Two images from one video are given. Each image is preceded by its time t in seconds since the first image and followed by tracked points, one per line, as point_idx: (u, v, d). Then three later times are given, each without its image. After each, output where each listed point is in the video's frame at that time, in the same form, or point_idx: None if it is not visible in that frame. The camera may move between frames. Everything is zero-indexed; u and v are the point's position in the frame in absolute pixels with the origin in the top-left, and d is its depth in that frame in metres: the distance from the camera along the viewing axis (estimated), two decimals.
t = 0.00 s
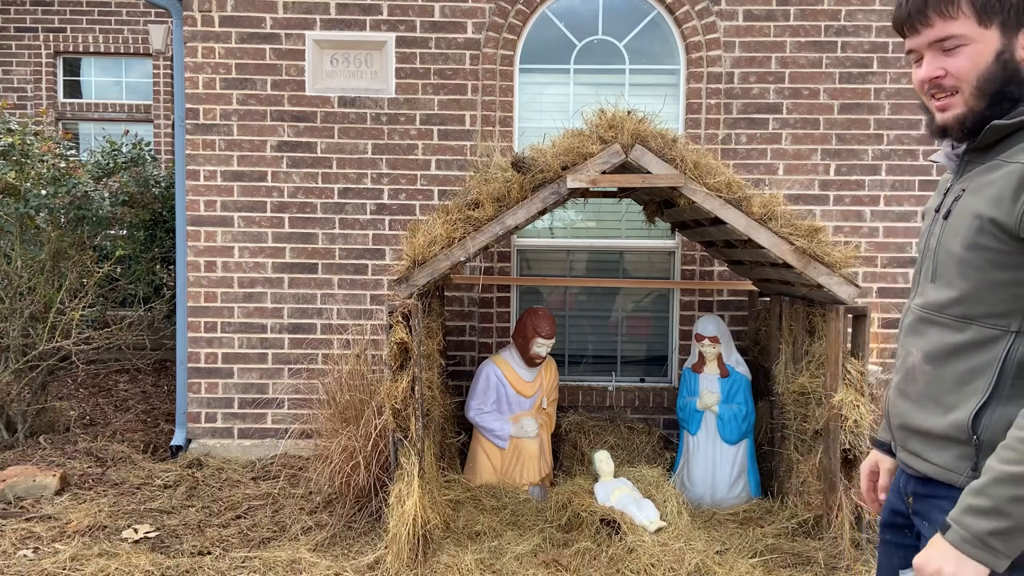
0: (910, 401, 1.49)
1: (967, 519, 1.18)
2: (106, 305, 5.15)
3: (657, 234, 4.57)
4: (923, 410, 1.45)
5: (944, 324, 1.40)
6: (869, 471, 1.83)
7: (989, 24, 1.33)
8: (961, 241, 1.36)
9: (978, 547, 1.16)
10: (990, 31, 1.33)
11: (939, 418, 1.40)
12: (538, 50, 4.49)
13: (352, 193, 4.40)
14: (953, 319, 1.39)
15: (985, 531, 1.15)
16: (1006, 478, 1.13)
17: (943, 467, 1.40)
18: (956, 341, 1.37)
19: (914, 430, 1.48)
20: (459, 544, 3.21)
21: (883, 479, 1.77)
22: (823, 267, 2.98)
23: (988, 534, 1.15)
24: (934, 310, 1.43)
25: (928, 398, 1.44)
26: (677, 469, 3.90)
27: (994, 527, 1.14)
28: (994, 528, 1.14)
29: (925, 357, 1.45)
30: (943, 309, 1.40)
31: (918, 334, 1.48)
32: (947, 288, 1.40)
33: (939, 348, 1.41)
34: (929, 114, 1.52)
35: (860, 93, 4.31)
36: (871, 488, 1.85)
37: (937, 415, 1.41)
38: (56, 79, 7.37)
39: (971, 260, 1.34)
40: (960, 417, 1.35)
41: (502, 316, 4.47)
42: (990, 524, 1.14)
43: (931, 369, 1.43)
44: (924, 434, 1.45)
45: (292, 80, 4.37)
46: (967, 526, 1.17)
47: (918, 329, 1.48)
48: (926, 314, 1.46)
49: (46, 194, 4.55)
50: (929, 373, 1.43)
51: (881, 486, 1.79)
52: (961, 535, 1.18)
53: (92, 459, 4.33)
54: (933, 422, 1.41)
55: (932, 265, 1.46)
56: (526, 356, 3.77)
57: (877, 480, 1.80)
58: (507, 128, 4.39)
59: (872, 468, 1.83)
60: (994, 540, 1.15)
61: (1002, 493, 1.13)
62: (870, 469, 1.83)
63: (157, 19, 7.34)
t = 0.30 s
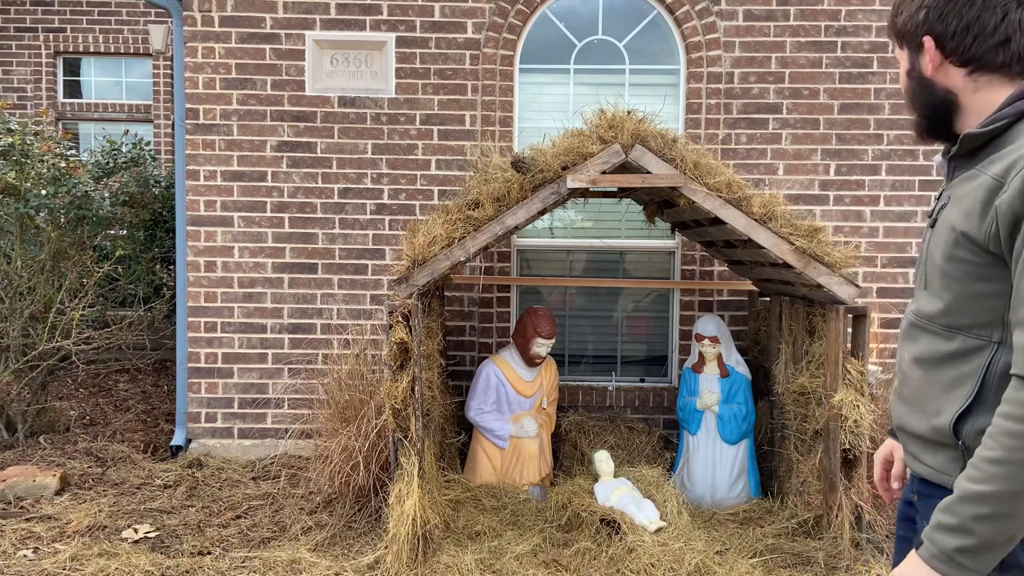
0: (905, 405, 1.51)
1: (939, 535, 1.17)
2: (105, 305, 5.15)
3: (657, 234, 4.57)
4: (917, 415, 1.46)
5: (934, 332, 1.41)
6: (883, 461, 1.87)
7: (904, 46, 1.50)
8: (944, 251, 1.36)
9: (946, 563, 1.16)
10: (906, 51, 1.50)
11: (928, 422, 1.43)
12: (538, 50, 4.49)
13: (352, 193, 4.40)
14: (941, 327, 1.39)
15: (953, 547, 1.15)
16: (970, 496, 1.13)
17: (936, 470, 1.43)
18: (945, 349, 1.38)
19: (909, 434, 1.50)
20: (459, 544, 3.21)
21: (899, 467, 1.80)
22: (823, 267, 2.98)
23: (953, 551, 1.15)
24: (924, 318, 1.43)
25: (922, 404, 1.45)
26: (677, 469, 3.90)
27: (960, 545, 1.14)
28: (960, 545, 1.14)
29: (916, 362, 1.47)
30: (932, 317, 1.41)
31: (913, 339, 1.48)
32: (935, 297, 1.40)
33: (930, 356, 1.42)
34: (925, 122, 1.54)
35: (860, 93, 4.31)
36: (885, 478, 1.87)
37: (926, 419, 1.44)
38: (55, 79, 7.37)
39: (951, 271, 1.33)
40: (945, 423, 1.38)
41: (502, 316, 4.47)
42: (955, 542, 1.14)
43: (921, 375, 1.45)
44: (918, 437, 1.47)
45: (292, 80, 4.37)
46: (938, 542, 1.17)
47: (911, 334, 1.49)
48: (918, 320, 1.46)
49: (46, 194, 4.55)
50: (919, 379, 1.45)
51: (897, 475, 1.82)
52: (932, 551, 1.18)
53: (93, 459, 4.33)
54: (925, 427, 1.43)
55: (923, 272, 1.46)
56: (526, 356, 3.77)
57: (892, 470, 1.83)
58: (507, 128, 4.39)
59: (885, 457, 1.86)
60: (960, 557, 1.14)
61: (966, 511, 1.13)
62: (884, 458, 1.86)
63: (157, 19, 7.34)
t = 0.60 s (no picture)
0: (892, 400, 1.53)
1: (894, 526, 1.24)
2: (106, 305, 5.15)
3: (657, 234, 4.57)
4: (902, 412, 1.47)
5: (917, 330, 1.41)
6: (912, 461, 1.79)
7: (897, 48, 1.50)
8: (922, 251, 1.37)
9: (900, 552, 1.23)
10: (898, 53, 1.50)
11: (907, 417, 1.45)
12: (538, 50, 4.49)
13: (352, 193, 4.40)
14: (923, 325, 1.40)
15: (906, 538, 1.21)
16: (921, 489, 1.19)
17: (914, 465, 1.45)
18: (926, 347, 1.39)
19: (895, 429, 1.52)
20: (459, 544, 3.21)
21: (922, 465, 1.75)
22: (823, 267, 2.98)
23: (904, 541, 1.22)
24: (910, 316, 1.44)
25: (906, 400, 1.45)
26: (677, 469, 3.90)
27: (911, 536, 1.20)
28: (912, 537, 1.20)
29: (902, 359, 1.48)
30: (916, 316, 1.42)
31: (902, 337, 1.49)
32: (918, 295, 1.41)
33: (914, 353, 1.42)
34: (918, 123, 1.54)
35: (860, 93, 4.31)
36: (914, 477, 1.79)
37: (906, 415, 1.45)
38: (56, 79, 7.37)
39: (928, 270, 1.35)
40: (917, 418, 1.40)
41: (502, 316, 4.47)
42: (907, 532, 1.21)
43: (905, 371, 1.46)
44: (901, 432, 1.49)
45: (292, 80, 4.37)
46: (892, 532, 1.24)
47: (900, 331, 1.50)
48: (906, 318, 1.47)
49: (46, 194, 4.56)
50: (902, 375, 1.47)
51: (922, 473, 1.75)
52: (888, 540, 1.25)
53: (92, 459, 4.33)
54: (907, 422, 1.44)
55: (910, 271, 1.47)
56: (526, 356, 3.77)
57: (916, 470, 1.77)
58: (507, 127, 4.39)
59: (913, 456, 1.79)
60: (913, 547, 1.21)
61: (916, 503, 1.19)
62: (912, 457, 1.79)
63: (157, 19, 7.34)
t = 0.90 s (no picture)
0: (880, 395, 1.53)
1: (852, 504, 1.31)
2: (105, 305, 5.15)
3: (657, 234, 4.57)
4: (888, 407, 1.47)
5: (906, 326, 1.42)
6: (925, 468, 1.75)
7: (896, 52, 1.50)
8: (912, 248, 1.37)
9: (852, 529, 1.29)
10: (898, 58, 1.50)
11: (891, 412, 1.45)
12: (538, 50, 4.49)
13: (352, 193, 4.40)
14: (911, 321, 1.40)
15: (861, 516, 1.28)
16: (881, 472, 1.25)
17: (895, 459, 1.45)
18: (914, 342, 1.39)
19: (881, 423, 1.52)
20: (459, 544, 3.21)
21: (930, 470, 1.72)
22: (823, 267, 2.98)
23: (858, 519, 1.28)
24: (901, 312, 1.44)
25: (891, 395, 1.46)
26: (677, 469, 3.90)
27: (865, 514, 1.27)
28: (866, 515, 1.27)
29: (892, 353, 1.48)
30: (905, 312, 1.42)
31: (892, 334, 1.49)
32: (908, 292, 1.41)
33: (902, 349, 1.43)
34: (919, 125, 1.53)
35: (860, 93, 4.31)
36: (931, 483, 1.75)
37: (890, 409, 1.46)
38: (55, 79, 7.37)
39: (916, 267, 1.35)
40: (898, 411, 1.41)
41: (502, 316, 4.47)
42: (862, 510, 1.28)
43: (893, 366, 1.46)
44: (885, 426, 1.49)
45: (292, 80, 4.37)
46: (849, 509, 1.31)
47: (892, 326, 1.50)
48: (897, 315, 1.47)
49: (46, 194, 4.56)
50: (889, 369, 1.47)
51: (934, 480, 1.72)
52: (843, 517, 1.32)
53: (92, 459, 4.34)
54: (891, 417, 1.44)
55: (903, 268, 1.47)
56: (526, 356, 3.76)
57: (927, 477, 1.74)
58: (507, 127, 4.39)
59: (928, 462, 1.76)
60: (865, 526, 1.27)
61: (875, 485, 1.26)
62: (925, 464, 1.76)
63: (157, 19, 7.34)
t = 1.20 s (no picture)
0: (872, 394, 1.53)
1: (853, 505, 1.30)
2: (105, 305, 5.15)
3: (657, 234, 4.57)
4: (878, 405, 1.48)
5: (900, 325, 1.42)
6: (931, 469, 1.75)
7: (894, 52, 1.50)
8: (908, 247, 1.37)
9: (855, 530, 1.29)
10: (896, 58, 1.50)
11: (882, 410, 1.46)
12: (538, 50, 4.49)
13: (352, 193, 4.40)
14: (905, 321, 1.40)
15: (863, 517, 1.27)
16: (882, 472, 1.25)
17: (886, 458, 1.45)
18: (907, 342, 1.39)
19: (871, 422, 1.52)
20: (459, 544, 3.21)
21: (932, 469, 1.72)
22: (823, 267, 2.98)
23: (860, 520, 1.28)
24: (894, 312, 1.44)
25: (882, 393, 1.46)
26: (677, 469, 3.90)
27: (867, 515, 1.27)
28: (868, 516, 1.26)
29: (885, 352, 1.48)
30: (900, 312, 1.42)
31: (885, 333, 1.50)
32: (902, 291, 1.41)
33: (894, 348, 1.43)
34: (916, 126, 1.52)
35: (860, 93, 4.31)
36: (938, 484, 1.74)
37: (882, 407, 1.45)
38: (55, 79, 7.37)
39: (913, 266, 1.35)
40: (890, 410, 1.40)
41: (502, 316, 4.47)
42: (863, 511, 1.27)
43: (885, 364, 1.47)
44: (875, 424, 1.50)
45: (292, 80, 4.37)
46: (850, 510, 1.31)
47: (885, 325, 1.50)
48: (890, 314, 1.47)
49: (45, 194, 4.56)
50: (882, 368, 1.46)
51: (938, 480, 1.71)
52: (845, 518, 1.32)
53: (92, 459, 4.33)
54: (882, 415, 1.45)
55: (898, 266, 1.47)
56: (526, 356, 3.76)
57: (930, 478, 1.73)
58: (507, 128, 4.39)
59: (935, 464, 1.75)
60: (867, 526, 1.27)
61: (875, 485, 1.26)
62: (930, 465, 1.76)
63: (157, 19, 7.34)
